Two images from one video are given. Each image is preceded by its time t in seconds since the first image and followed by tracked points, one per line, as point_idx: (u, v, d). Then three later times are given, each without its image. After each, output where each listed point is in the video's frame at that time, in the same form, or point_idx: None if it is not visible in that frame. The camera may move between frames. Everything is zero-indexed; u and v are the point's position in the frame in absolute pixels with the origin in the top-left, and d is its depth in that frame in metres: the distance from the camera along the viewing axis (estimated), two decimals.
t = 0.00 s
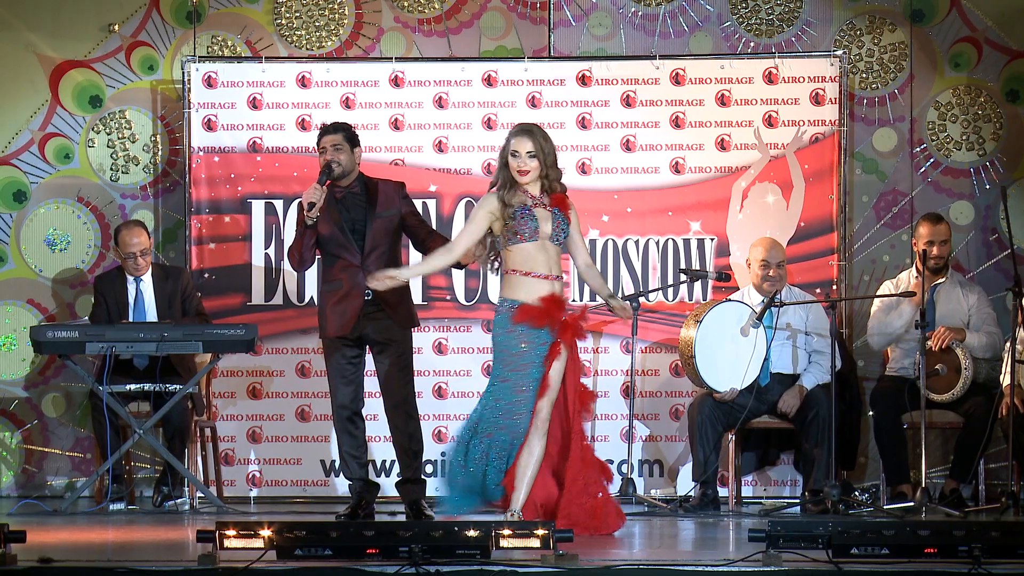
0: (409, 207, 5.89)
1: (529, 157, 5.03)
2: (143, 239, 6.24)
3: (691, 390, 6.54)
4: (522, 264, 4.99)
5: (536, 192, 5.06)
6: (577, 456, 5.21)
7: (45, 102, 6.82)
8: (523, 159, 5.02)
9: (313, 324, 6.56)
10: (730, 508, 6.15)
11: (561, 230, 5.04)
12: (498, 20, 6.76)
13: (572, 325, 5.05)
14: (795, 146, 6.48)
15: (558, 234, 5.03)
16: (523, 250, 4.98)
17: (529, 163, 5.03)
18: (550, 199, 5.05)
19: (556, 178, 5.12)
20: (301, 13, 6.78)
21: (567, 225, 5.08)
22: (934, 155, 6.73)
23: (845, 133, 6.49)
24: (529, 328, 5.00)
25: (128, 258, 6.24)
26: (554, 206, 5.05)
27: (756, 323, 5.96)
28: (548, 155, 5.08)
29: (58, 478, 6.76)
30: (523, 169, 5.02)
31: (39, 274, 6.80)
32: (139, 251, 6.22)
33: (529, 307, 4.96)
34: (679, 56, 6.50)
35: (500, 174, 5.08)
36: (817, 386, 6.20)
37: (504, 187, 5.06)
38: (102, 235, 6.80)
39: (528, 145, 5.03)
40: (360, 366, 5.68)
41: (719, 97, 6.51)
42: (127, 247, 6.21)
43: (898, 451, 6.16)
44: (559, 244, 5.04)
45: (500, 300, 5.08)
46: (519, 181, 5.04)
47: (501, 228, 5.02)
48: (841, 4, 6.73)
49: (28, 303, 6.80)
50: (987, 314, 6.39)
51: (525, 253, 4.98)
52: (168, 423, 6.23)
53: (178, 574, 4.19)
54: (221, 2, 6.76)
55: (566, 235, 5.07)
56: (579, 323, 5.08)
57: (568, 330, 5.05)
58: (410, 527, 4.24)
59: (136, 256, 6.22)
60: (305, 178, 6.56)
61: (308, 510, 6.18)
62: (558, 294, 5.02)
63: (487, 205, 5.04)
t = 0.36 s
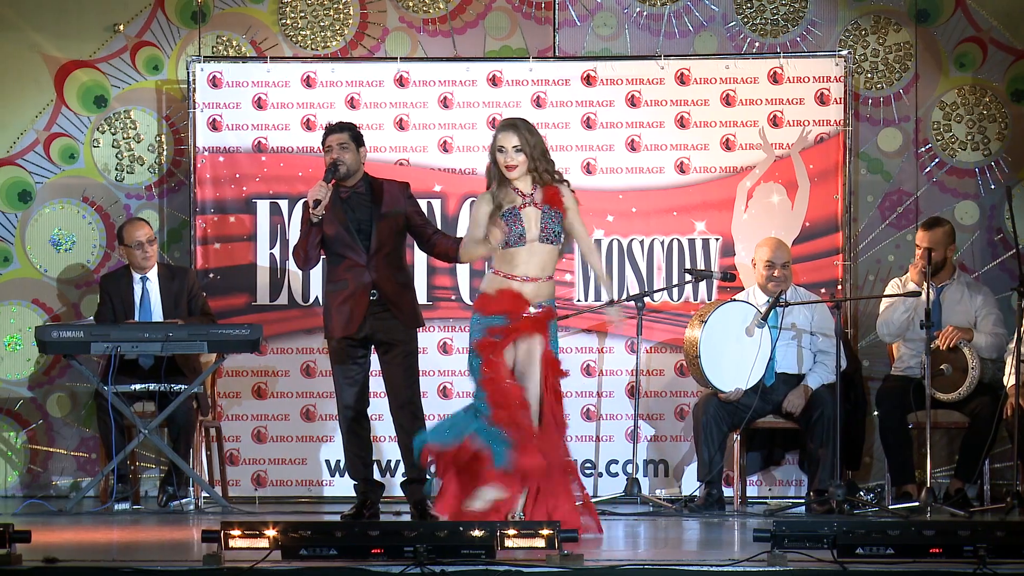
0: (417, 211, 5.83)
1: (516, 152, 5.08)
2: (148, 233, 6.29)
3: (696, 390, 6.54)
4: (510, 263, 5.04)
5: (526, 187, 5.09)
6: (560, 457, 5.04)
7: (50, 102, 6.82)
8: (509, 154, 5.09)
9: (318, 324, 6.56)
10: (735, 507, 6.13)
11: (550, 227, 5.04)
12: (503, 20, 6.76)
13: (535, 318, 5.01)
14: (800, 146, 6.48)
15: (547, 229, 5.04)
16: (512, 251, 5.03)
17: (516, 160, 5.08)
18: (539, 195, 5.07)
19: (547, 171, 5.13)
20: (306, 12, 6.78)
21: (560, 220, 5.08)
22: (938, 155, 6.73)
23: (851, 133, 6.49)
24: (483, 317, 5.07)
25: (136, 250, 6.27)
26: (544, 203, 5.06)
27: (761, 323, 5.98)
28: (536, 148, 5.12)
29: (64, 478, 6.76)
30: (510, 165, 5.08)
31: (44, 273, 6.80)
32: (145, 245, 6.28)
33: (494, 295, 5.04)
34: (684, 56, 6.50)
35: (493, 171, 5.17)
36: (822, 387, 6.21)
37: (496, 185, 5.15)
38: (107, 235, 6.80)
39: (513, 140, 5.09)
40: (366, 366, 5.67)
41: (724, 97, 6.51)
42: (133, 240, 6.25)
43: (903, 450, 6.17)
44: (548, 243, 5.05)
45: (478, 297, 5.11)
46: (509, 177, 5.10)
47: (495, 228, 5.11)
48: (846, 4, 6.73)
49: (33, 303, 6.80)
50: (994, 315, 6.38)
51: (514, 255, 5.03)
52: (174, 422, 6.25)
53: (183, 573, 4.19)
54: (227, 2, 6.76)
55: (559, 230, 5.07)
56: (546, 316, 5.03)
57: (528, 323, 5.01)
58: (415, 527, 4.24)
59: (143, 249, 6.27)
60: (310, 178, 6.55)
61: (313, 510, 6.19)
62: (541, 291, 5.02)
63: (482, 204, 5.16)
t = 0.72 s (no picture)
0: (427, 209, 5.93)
1: (489, 156, 4.85)
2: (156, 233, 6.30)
3: (706, 390, 6.54)
4: (501, 270, 4.81)
5: (500, 191, 4.84)
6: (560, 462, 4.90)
7: (60, 102, 6.83)
8: (483, 158, 4.85)
9: (328, 325, 6.56)
10: (745, 507, 6.13)
11: (532, 226, 4.82)
12: (513, 20, 6.76)
13: (560, 324, 4.84)
14: (810, 146, 6.47)
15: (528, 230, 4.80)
16: (497, 257, 4.81)
17: (489, 164, 4.85)
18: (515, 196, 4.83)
19: (523, 171, 4.90)
20: (316, 13, 6.78)
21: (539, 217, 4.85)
22: (949, 155, 6.72)
23: (861, 133, 6.49)
24: (505, 331, 4.81)
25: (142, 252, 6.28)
26: (523, 202, 4.83)
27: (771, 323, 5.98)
28: (510, 152, 4.89)
29: (74, 478, 6.76)
30: (484, 169, 4.85)
31: (54, 274, 6.80)
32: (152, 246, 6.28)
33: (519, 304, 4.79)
34: (694, 57, 6.50)
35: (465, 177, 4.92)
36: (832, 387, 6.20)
37: (470, 191, 4.90)
38: (118, 235, 6.80)
39: (488, 143, 4.86)
40: (377, 366, 5.67)
41: (734, 97, 6.51)
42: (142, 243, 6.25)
43: (913, 450, 6.16)
44: (533, 240, 4.81)
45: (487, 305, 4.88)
46: (483, 182, 4.86)
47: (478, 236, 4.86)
48: (857, 4, 6.72)
49: (43, 303, 6.81)
50: (1004, 315, 6.37)
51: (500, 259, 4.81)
52: (184, 422, 6.25)
53: (194, 573, 4.19)
54: (236, 2, 6.76)
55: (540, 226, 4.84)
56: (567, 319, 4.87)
57: (553, 331, 4.83)
58: (425, 528, 4.24)
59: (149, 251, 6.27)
60: (320, 179, 6.56)
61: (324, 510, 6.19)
62: (541, 294, 4.80)
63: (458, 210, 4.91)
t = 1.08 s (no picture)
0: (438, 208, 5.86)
1: (476, 169, 4.92)
2: (165, 234, 6.25)
3: (716, 391, 6.55)
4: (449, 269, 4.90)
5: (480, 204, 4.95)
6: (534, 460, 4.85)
7: (69, 103, 6.83)
8: (468, 172, 4.92)
9: (338, 325, 6.57)
10: (754, 508, 6.12)
11: (491, 239, 4.88)
12: (523, 21, 6.76)
13: (501, 322, 4.80)
14: (819, 147, 6.47)
15: (492, 243, 4.87)
16: (448, 255, 4.90)
17: (472, 177, 4.92)
18: (492, 210, 4.93)
19: (504, 192, 4.97)
20: (326, 14, 6.78)
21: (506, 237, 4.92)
22: (958, 156, 6.72)
23: (870, 134, 6.48)
24: (447, 331, 4.85)
25: (152, 254, 6.23)
26: (492, 217, 4.91)
27: (781, 323, 5.98)
28: (497, 166, 4.97)
29: (83, 479, 6.76)
30: (470, 182, 4.93)
31: (64, 274, 6.81)
32: (163, 247, 6.23)
33: (454, 304, 4.84)
34: (703, 57, 6.50)
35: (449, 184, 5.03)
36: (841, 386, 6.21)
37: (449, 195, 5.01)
38: (127, 237, 6.80)
39: (476, 157, 4.91)
40: (387, 367, 5.67)
41: (743, 98, 6.51)
42: (151, 244, 6.21)
43: (921, 451, 6.16)
44: (489, 252, 4.87)
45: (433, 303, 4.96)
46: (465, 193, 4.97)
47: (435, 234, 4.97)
48: (866, 5, 6.72)
49: (53, 304, 6.81)
50: (1014, 316, 6.38)
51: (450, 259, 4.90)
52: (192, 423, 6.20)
53: (204, 574, 4.19)
54: (246, 3, 6.76)
55: (502, 245, 4.90)
56: (513, 317, 4.84)
57: (498, 329, 4.80)
58: (434, 529, 4.24)
59: (160, 251, 6.23)
60: (329, 180, 6.56)
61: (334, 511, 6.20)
62: (474, 291, 4.84)
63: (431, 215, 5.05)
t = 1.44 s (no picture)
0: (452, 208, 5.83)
1: (500, 172, 4.90)
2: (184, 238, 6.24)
3: (730, 392, 6.54)
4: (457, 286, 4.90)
5: (503, 211, 4.91)
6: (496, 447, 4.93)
7: (83, 104, 6.83)
8: (494, 174, 4.89)
9: (352, 327, 6.57)
10: (768, 509, 6.12)
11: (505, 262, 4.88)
12: (536, 22, 6.75)
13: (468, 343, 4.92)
14: (833, 148, 6.47)
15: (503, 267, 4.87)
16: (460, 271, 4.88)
17: (496, 179, 4.90)
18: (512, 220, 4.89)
19: (527, 199, 4.92)
20: (339, 15, 6.78)
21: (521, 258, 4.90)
22: (972, 156, 6.72)
23: (884, 135, 6.48)
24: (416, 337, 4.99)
25: (168, 256, 6.24)
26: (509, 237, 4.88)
27: (795, 324, 5.98)
28: (520, 170, 4.94)
29: (98, 480, 6.76)
30: (493, 185, 4.89)
31: (77, 275, 6.81)
32: (179, 250, 6.24)
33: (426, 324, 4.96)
34: (717, 58, 6.50)
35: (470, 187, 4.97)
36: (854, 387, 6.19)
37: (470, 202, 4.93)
38: (141, 238, 6.80)
39: (498, 159, 4.92)
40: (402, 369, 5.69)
41: (757, 99, 6.50)
42: (168, 246, 6.22)
43: (933, 451, 6.15)
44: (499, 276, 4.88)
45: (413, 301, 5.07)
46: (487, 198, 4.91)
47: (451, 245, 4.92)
48: (879, 5, 6.72)
49: (67, 305, 6.81)
50: None
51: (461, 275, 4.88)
52: (207, 423, 6.24)
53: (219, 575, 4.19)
54: (259, 4, 6.77)
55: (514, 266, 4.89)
56: (482, 345, 4.94)
57: (462, 354, 4.91)
58: (449, 529, 4.23)
59: (176, 254, 6.23)
60: (343, 181, 6.56)
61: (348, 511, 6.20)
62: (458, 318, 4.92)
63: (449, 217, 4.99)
